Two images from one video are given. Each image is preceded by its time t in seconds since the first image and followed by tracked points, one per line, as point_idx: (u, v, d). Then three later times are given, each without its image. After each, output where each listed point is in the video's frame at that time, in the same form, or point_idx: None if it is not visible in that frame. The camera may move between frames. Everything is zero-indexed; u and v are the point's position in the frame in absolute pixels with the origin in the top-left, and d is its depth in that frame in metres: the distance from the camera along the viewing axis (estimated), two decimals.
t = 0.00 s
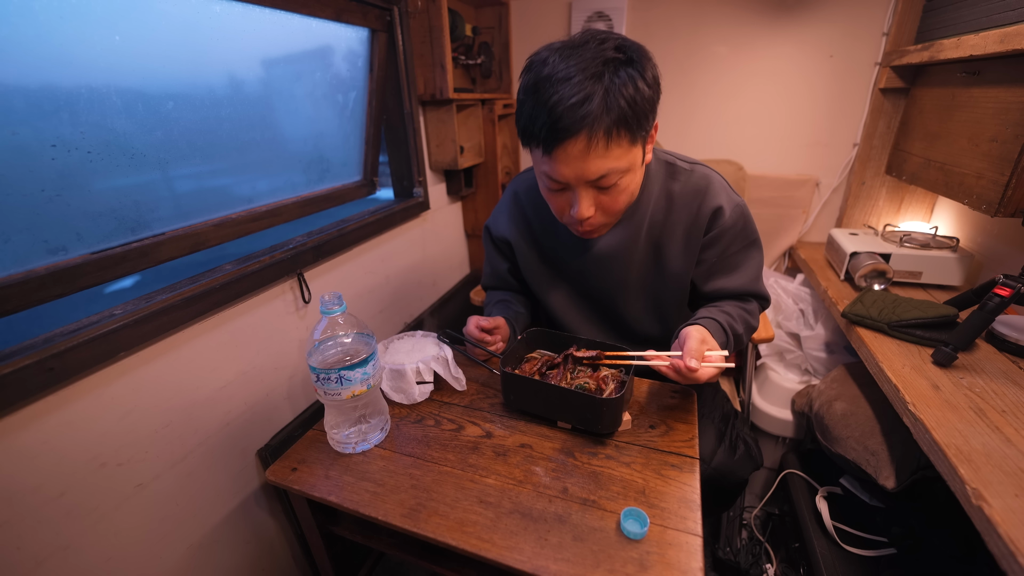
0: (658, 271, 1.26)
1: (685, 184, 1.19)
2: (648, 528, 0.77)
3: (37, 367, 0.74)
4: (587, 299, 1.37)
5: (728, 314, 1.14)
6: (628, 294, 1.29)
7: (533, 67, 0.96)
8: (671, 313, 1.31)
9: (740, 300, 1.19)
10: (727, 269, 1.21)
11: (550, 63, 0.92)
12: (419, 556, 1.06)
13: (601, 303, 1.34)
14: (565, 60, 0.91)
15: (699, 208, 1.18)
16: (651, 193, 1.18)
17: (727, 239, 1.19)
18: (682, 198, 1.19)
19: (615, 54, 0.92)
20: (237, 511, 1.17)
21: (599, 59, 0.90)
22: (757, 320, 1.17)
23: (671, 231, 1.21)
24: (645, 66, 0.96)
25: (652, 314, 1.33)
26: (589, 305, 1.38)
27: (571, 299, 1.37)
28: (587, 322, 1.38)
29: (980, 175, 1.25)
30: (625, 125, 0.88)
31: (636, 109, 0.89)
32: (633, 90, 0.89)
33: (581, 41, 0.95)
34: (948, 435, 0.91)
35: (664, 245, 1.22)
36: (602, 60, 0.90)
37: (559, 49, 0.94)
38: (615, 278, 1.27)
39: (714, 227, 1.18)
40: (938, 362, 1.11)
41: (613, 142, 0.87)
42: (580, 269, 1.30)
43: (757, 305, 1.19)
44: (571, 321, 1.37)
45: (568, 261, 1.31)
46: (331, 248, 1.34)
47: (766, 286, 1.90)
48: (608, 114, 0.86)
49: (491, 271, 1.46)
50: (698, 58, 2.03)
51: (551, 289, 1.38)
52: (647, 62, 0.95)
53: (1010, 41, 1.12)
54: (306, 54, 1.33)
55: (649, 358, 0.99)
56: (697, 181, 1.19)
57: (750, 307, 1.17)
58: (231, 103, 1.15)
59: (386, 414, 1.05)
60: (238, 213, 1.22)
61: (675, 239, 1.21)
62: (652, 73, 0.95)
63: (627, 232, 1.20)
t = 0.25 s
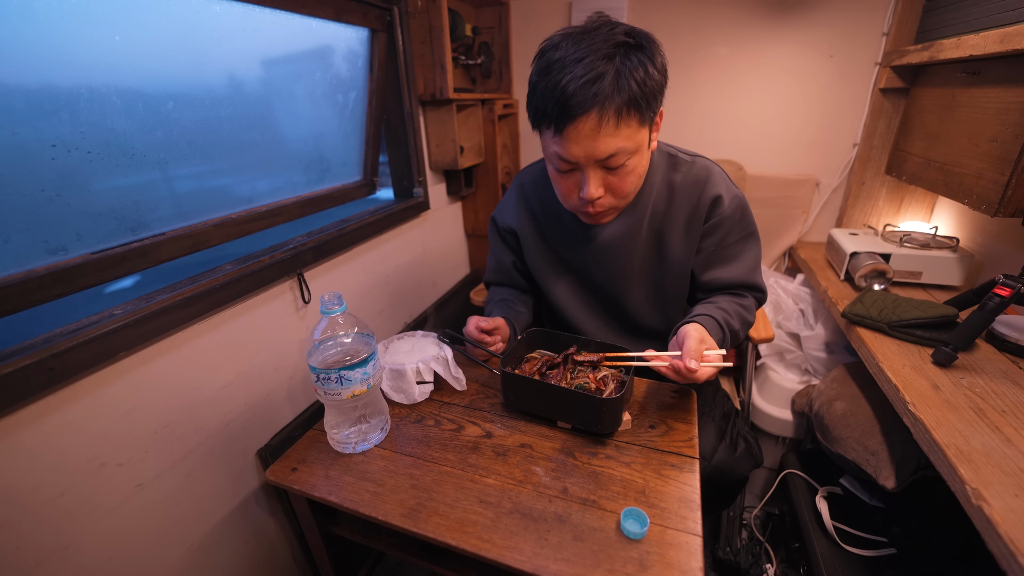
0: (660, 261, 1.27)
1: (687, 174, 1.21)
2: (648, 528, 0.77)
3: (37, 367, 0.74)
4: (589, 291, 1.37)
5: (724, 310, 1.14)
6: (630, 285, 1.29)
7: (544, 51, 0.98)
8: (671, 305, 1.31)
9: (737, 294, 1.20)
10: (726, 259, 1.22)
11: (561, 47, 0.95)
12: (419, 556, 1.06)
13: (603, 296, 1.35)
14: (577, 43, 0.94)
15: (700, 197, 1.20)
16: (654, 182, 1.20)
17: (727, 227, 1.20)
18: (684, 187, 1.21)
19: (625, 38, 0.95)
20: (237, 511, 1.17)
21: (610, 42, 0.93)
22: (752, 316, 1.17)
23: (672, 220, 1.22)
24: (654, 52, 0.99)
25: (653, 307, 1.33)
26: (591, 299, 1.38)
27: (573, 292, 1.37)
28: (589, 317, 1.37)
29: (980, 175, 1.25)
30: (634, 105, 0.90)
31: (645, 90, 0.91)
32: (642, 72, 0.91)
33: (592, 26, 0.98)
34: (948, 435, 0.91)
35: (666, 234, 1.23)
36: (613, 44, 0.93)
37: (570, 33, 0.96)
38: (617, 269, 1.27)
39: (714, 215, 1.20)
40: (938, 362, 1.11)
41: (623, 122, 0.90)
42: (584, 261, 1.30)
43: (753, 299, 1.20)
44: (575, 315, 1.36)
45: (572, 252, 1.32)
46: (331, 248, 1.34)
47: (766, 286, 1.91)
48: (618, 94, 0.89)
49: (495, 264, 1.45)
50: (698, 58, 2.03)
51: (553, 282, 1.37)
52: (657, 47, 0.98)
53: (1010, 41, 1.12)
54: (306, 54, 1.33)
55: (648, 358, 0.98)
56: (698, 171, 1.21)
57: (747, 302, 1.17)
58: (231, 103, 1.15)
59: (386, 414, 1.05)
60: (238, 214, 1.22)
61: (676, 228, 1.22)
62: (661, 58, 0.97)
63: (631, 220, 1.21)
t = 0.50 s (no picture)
0: (661, 258, 1.27)
1: (688, 170, 1.21)
2: (648, 528, 0.77)
3: (38, 367, 0.74)
4: (590, 288, 1.37)
5: (723, 306, 1.14)
6: (631, 281, 1.29)
7: (550, 46, 0.99)
8: (672, 301, 1.31)
9: (736, 291, 1.20)
10: (725, 255, 1.22)
11: (567, 42, 0.95)
12: (419, 556, 1.06)
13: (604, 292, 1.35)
14: (582, 38, 0.94)
15: (701, 192, 1.21)
16: (655, 177, 1.20)
17: (727, 223, 1.21)
18: (685, 183, 1.21)
19: (631, 34, 0.95)
20: (237, 511, 1.17)
21: (615, 38, 0.93)
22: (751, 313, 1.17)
23: (673, 215, 1.22)
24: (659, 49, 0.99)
25: (654, 303, 1.33)
26: (591, 295, 1.38)
27: (574, 289, 1.37)
28: (590, 313, 1.37)
29: (980, 175, 1.25)
30: (638, 99, 0.90)
31: (649, 86, 0.91)
32: (647, 68, 0.91)
33: (598, 22, 0.98)
34: (948, 435, 0.91)
35: (667, 230, 1.24)
36: (618, 39, 0.93)
37: (576, 28, 0.97)
38: (618, 264, 1.27)
39: (714, 211, 1.21)
40: (938, 362, 1.11)
41: (626, 116, 0.90)
42: (585, 258, 1.31)
43: (752, 296, 1.20)
44: (575, 311, 1.36)
45: (574, 247, 1.32)
46: (331, 248, 1.34)
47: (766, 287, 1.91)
48: (622, 89, 0.89)
49: (498, 261, 1.45)
50: (698, 58, 2.03)
51: (554, 279, 1.37)
52: (661, 44, 0.98)
53: (1010, 41, 1.12)
54: (306, 54, 1.33)
55: (651, 356, 0.98)
56: (699, 168, 1.22)
57: (746, 299, 1.17)
58: (231, 103, 1.15)
59: (386, 414, 1.05)
60: (239, 214, 1.22)
61: (678, 223, 1.23)
62: (666, 55, 0.98)
63: (632, 215, 1.22)
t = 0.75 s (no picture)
0: (661, 256, 1.27)
1: (688, 169, 1.21)
2: (648, 528, 0.77)
3: (38, 367, 0.74)
4: (590, 287, 1.37)
5: (723, 305, 1.14)
6: (631, 280, 1.29)
7: (549, 44, 0.99)
8: (671, 300, 1.31)
9: (736, 289, 1.19)
10: (725, 254, 1.22)
11: (566, 40, 0.95)
12: (419, 556, 1.06)
13: (604, 291, 1.35)
14: (581, 37, 0.94)
15: (701, 191, 1.21)
16: (655, 176, 1.20)
17: (727, 222, 1.21)
18: (685, 182, 1.21)
19: (629, 33, 0.95)
20: (237, 511, 1.17)
21: (614, 37, 0.93)
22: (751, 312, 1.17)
23: (673, 214, 1.22)
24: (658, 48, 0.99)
25: (654, 302, 1.33)
26: (591, 295, 1.38)
27: (574, 288, 1.37)
28: (590, 313, 1.37)
29: (980, 175, 1.25)
30: (635, 98, 0.90)
31: (646, 85, 0.91)
32: (645, 67, 0.91)
33: (597, 20, 0.98)
34: (948, 435, 0.91)
35: (667, 228, 1.24)
36: (617, 38, 0.93)
37: (575, 27, 0.97)
38: (618, 263, 1.27)
39: (714, 209, 1.21)
40: (938, 362, 1.11)
41: (624, 115, 0.90)
42: (585, 256, 1.31)
43: (753, 294, 1.20)
44: (575, 310, 1.36)
45: (574, 246, 1.32)
46: (331, 248, 1.34)
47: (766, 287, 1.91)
48: (620, 88, 0.89)
49: (498, 259, 1.45)
50: (698, 58, 2.03)
51: (554, 278, 1.36)
52: (660, 43, 0.97)
53: (1010, 41, 1.12)
54: (306, 54, 1.33)
55: (655, 356, 0.98)
56: (699, 167, 1.22)
57: (746, 298, 1.17)
58: (231, 103, 1.15)
59: (386, 414, 1.05)
60: (238, 214, 1.22)
61: (677, 221, 1.23)
62: (665, 54, 0.97)
63: (632, 214, 1.22)
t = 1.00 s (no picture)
0: (661, 257, 1.27)
1: (688, 170, 1.21)
2: (648, 528, 0.77)
3: (38, 367, 0.74)
4: (590, 287, 1.37)
5: (723, 305, 1.14)
6: (630, 280, 1.29)
7: (546, 45, 0.99)
8: (671, 301, 1.31)
9: (736, 290, 1.19)
10: (725, 254, 1.22)
11: (564, 40, 0.95)
12: (419, 556, 1.06)
13: (604, 291, 1.35)
14: (579, 37, 0.94)
15: (701, 191, 1.21)
16: (655, 176, 1.20)
17: (727, 222, 1.21)
18: (685, 182, 1.21)
19: (627, 33, 0.95)
20: (237, 511, 1.17)
21: (612, 37, 0.93)
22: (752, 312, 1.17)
23: (673, 214, 1.22)
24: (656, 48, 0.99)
25: (654, 303, 1.33)
26: (591, 295, 1.38)
27: (574, 288, 1.37)
28: (590, 313, 1.37)
29: (980, 175, 1.25)
30: (633, 98, 0.90)
31: (645, 85, 0.91)
32: (642, 67, 0.91)
33: (595, 20, 0.98)
34: (948, 435, 0.91)
35: (667, 229, 1.24)
36: (615, 38, 0.93)
37: (573, 27, 0.97)
38: (618, 263, 1.27)
39: (714, 210, 1.21)
40: (938, 363, 1.11)
41: (622, 115, 0.90)
42: (585, 256, 1.30)
43: (753, 294, 1.20)
44: (575, 310, 1.35)
45: (574, 246, 1.32)
46: (331, 248, 1.34)
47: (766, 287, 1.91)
48: (618, 88, 0.89)
49: (498, 260, 1.45)
50: (697, 58, 2.03)
51: (554, 278, 1.36)
52: (658, 43, 0.97)
53: (1010, 41, 1.12)
54: (306, 54, 1.33)
55: (654, 356, 0.98)
56: (699, 167, 1.22)
57: (746, 298, 1.17)
58: (231, 103, 1.15)
59: (386, 414, 1.05)
60: (238, 214, 1.22)
61: (677, 221, 1.22)
62: (663, 54, 0.97)
63: (632, 214, 1.21)
